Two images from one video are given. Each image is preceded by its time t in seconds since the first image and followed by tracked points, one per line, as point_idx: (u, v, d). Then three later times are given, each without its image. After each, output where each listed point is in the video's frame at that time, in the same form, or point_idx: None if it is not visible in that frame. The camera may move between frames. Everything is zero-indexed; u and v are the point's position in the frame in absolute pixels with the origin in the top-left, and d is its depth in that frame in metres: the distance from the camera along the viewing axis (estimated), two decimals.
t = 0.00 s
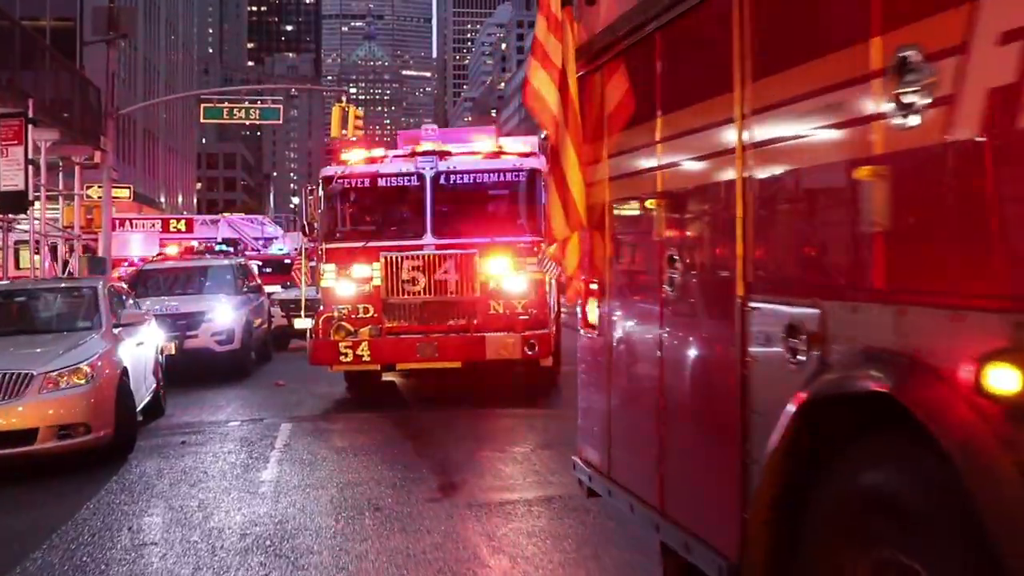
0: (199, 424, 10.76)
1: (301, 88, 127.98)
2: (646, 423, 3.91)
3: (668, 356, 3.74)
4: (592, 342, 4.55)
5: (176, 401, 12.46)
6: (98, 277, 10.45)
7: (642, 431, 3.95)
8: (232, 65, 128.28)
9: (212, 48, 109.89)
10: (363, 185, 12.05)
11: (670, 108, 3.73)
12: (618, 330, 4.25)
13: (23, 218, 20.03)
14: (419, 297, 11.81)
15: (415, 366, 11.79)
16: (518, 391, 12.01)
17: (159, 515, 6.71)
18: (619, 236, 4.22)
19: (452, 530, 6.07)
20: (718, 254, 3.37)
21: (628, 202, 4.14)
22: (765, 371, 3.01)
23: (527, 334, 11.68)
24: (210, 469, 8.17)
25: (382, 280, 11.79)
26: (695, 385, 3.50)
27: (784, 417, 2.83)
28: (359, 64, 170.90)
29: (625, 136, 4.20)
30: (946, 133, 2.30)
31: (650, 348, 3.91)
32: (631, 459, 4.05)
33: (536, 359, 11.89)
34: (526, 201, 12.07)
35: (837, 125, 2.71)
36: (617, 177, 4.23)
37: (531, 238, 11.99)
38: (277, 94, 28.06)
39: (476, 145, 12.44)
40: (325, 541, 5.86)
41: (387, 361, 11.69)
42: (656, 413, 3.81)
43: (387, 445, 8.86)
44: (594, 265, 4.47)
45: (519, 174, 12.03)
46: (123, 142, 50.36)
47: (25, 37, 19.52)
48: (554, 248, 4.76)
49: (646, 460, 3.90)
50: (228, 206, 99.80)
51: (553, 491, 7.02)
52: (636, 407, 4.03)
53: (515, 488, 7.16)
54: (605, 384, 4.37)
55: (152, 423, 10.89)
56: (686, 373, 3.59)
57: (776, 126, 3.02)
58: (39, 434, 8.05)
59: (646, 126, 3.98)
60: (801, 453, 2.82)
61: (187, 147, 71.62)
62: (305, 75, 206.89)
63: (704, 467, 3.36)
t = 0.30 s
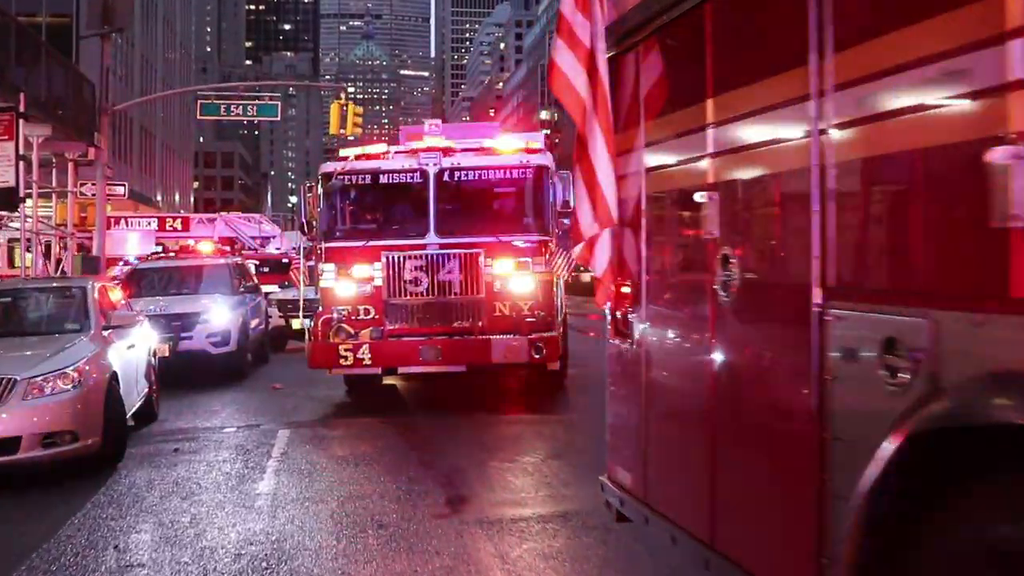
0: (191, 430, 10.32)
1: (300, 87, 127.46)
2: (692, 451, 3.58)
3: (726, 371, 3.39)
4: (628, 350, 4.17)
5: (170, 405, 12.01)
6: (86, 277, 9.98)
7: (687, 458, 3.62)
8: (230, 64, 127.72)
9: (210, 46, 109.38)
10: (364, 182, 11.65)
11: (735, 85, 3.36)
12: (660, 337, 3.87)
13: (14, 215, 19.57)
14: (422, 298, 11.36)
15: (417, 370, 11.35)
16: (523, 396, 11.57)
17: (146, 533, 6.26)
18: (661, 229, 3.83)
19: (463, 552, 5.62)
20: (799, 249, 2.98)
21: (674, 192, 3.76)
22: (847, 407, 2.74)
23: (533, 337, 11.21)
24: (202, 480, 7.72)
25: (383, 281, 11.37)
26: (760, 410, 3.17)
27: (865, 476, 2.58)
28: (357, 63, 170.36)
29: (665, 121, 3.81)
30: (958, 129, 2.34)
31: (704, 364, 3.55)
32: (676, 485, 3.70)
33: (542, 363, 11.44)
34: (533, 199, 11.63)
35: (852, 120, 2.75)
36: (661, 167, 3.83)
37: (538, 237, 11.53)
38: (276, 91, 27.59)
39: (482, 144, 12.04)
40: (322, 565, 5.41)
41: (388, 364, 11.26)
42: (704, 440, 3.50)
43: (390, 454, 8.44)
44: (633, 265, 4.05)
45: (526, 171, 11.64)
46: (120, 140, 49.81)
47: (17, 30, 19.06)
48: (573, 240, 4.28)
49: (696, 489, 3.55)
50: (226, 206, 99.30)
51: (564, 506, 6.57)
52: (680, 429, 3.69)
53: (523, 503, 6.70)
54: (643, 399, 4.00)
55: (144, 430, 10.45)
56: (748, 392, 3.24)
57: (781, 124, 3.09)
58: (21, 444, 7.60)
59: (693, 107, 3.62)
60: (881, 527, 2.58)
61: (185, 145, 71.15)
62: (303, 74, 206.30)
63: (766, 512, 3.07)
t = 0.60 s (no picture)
0: (189, 436, 9.91)
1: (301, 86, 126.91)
2: (759, 474, 3.21)
3: (801, 384, 3.03)
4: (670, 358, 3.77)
5: (168, 410, 11.59)
6: (79, 277, 9.52)
7: (752, 481, 3.25)
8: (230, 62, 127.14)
9: (210, 45, 108.83)
10: (367, 177, 11.26)
11: (803, 61, 2.99)
12: (709, 343, 3.48)
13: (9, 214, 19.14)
14: (429, 297, 10.95)
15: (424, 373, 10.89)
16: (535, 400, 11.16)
17: (139, 553, 5.84)
18: (709, 223, 3.44)
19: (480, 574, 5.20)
20: (896, 248, 2.63)
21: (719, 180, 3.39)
22: (968, 442, 2.40)
23: (545, 338, 10.75)
24: (200, 493, 7.31)
25: (389, 280, 10.93)
26: (852, 428, 2.81)
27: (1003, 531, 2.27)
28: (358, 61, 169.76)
29: (709, 104, 3.45)
30: (960, 126, 2.43)
31: (769, 379, 3.17)
32: (736, 508, 3.33)
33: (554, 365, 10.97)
34: (544, 197, 11.24)
35: (846, 121, 2.83)
36: (705, 153, 3.45)
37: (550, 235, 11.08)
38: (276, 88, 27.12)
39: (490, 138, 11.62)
40: None
41: (394, 367, 10.83)
42: (772, 464, 3.15)
43: (399, 462, 8.04)
44: (671, 266, 3.65)
45: (537, 167, 11.23)
46: (119, 138, 49.26)
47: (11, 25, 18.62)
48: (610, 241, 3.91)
49: (764, 518, 3.18)
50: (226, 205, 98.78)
51: (583, 522, 6.16)
52: (740, 448, 3.32)
53: (541, 518, 6.29)
54: (694, 414, 3.61)
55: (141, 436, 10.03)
56: (842, 409, 2.86)
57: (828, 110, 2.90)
58: (8, 455, 7.19)
59: (743, 88, 3.28)
60: None
61: (186, 144, 70.64)
62: (304, 73, 205.75)
63: (864, 553, 2.72)
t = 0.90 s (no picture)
0: (182, 441, 9.47)
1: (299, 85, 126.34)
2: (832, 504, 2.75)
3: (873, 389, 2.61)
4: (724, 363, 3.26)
5: (160, 413, 11.14)
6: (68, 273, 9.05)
7: (820, 505, 2.81)
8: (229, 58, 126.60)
9: (209, 43, 108.28)
10: (369, 171, 10.83)
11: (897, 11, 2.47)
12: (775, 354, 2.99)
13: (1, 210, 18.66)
14: (433, 297, 10.47)
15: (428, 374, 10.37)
16: (543, 406, 10.70)
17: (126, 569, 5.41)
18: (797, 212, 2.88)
19: None
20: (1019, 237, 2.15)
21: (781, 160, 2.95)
22: None
23: (555, 338, 10.28)
24: (192, 503, 6.87)
25: (392, 277, 10.52)
26: (945, 444, 2.39)
27: None
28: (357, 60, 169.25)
29: (764, 73, 3.02)
30: (971, 114, 2.27)
31: (845, 393, 2.71)
32: (802, 536, 2.88)
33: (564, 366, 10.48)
34: (553, 190, 10.76)
35: (908, 93, 2.46)
36: (769, 124, 2.99)
37: (559, 231, 10.66)
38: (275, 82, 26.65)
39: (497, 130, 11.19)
40: None
41: (397, 370, 10.27)
42: (845, 487, 2.71)
43: (404, 470, 7.61)
44: (725, 256, 3.19)
45: (546, 159, 10.77)
46: (116, 134, 48.74)
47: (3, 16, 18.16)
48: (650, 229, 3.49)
49: (840, 549, 2.73)
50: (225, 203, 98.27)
51: (603, 538, 5.72)
52: (805, 467, 2.87)
53: (559, 532, 5.85)
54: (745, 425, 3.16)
55: (133, 441, 9.58)
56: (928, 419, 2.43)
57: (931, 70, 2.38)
58: None
59: (800, 53, 2.85)
60: None
61: (184, 143, 70.12)
62: (303, 71, 205.24)
63: None
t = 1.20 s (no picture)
0: (177, 448, 9.03)
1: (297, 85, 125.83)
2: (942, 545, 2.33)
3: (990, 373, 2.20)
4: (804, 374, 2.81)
5: (154, 418, 10.69)
6: (58, 273, 8.58)
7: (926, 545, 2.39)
8: (227, 58, 126.07)
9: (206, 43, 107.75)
10: (373, 166, 10.45)
11: None
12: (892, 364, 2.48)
13: None
14: (440, 298, 10.04)
15: (435, 379, 9.93)
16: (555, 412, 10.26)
17: None
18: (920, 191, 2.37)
19: None
20: None
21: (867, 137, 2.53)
22: None
23: (567, 340, 9.84)
24: (188, 518, 6.43)
25: (397, 277, 10.07)
26: None
27: None
28: (355, 60, 168.78)
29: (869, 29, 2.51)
30: None
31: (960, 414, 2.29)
32: None
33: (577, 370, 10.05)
34: (564, 186, 10.35)
35: None
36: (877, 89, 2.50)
37: (571, 228, 10.23)
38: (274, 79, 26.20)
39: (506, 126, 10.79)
40: None
41: (403, 374, 9.84)
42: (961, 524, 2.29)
43: (412, 481, 7.18)
44: (799, 248, 2.78)
45: (557, 153, 10.37)
46: (112, 132, 48.16)
47: None
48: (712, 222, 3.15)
49: None
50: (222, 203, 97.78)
51: (631, 559, 5.30)
52: (906, 498, 2.45)
53: (583, 553, 5.42)
54: (821, 442, 2.75)
55: (126, 449, 9.13)
56: None
57: None
58: None
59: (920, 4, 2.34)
60: None
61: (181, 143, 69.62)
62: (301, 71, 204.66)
63: None
